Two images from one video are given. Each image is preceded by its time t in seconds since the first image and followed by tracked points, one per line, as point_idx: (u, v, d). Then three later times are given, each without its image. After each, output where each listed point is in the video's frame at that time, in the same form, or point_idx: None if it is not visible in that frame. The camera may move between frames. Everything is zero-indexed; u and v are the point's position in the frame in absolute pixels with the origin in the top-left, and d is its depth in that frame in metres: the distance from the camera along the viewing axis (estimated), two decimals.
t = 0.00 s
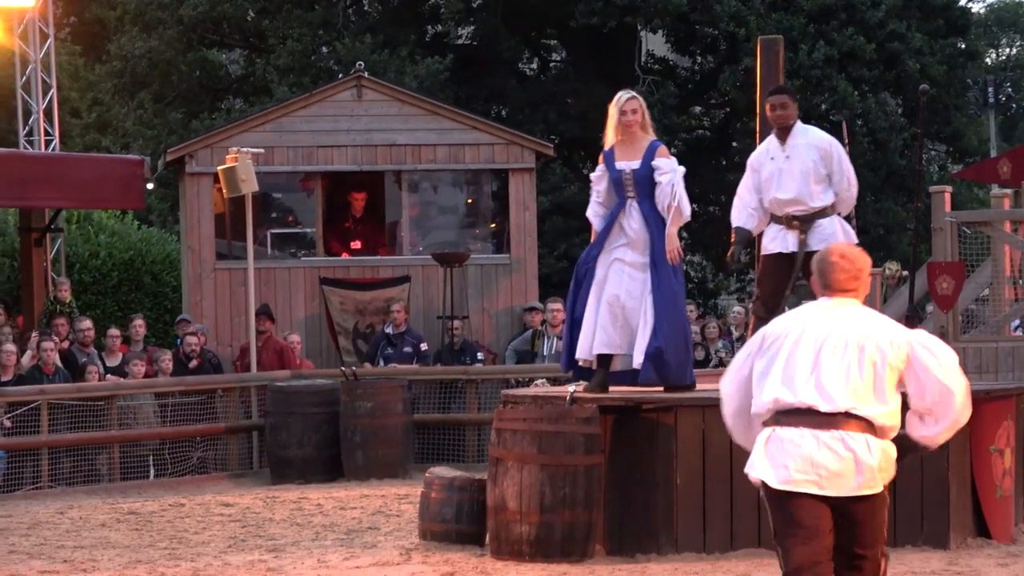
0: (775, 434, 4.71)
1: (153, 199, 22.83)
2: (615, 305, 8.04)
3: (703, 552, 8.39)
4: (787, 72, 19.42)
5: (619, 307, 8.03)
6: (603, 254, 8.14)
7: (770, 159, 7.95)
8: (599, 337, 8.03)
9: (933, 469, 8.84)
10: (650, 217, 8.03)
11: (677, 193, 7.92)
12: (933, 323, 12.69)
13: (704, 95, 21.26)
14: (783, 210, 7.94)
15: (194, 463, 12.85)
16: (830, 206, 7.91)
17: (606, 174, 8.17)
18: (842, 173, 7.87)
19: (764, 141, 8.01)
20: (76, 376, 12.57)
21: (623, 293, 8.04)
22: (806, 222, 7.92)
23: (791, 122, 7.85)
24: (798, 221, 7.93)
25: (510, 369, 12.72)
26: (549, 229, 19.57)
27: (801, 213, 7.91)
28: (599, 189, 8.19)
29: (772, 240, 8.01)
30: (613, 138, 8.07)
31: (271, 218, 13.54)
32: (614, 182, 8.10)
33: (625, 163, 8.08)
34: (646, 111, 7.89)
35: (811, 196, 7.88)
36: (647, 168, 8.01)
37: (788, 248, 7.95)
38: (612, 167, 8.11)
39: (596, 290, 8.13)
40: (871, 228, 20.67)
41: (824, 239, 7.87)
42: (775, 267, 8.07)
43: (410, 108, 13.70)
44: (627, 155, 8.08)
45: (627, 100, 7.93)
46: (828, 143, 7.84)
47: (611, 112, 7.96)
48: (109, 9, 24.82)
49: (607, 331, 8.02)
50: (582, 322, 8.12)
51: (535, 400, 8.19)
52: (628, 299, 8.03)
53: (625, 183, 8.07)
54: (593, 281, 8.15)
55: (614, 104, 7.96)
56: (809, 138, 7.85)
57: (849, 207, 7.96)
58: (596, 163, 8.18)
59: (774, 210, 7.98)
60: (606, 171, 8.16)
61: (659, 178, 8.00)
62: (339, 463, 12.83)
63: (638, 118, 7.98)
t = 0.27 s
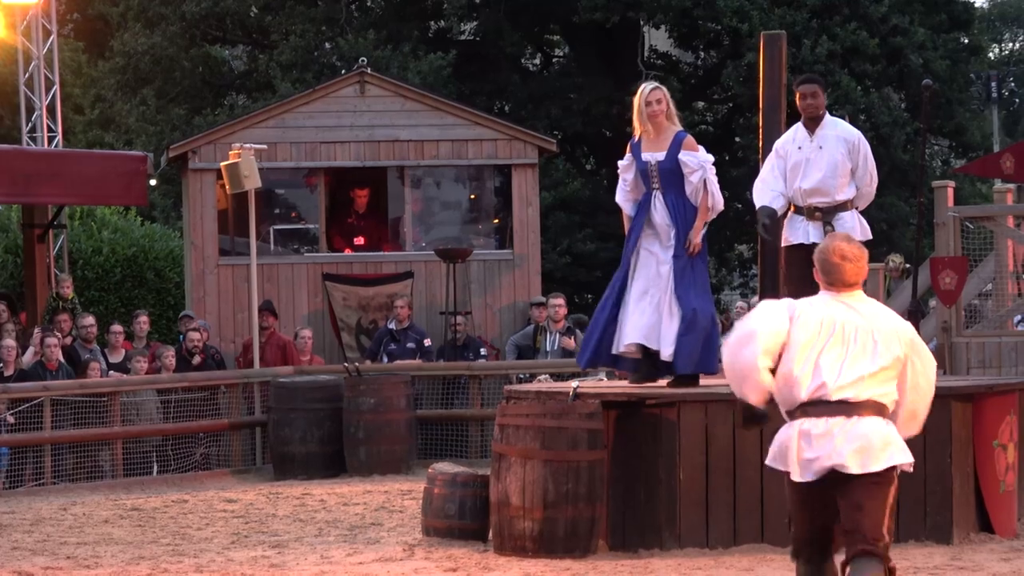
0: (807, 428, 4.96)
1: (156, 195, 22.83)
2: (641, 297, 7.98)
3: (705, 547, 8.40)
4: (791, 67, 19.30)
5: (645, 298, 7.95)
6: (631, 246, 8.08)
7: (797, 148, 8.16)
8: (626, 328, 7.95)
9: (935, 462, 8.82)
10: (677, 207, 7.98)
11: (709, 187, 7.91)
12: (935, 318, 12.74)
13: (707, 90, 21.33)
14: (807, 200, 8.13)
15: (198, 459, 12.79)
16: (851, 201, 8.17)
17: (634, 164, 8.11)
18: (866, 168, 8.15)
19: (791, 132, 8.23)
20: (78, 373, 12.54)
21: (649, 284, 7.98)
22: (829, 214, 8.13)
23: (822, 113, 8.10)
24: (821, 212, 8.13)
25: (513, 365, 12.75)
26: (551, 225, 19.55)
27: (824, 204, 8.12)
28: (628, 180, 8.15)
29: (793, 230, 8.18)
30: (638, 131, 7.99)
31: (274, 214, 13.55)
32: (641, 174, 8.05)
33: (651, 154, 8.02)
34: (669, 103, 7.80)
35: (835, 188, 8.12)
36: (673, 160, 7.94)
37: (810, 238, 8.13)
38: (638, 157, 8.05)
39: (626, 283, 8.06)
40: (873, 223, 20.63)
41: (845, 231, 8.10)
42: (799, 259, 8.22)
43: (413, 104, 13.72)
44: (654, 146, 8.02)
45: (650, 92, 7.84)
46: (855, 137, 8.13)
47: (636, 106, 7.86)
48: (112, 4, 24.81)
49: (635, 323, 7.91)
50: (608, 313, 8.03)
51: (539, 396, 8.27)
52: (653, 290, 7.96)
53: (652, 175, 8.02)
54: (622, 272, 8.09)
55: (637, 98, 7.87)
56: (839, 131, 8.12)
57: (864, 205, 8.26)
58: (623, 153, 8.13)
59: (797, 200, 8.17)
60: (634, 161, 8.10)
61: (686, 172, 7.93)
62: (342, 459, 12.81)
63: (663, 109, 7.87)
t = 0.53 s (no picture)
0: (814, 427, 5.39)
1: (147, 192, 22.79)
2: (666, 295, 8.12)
3: (695, 544, 8.41)
4: (781, 64, 19.27)
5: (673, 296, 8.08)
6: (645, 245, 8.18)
7: (791, 146, 8.17)
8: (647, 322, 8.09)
9: (926, 459, 8.81)
10: (683, 199, 8.10)
11: (712, 180, 8.04)
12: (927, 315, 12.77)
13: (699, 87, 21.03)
14: (801, 197, 8.16)
15: (187, 456, 12.78)
16: (845, 196, 8.18)
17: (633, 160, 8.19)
18: (860, 164, 8.18)
19: (783, 129, 8.24)
20: (68, 370, 12.53)
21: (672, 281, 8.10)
22: (823, 210, 8.17)
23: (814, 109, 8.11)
24: (815, 209, 8.17)
25: (503, 362, 12.75)
26: (541, 223, 19.55)
27: (818, 200, 8.15)
28: (626, 175, 8.22)
29: (790, 228, 8.21)
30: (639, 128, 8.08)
31: (264, 211, 13.50)
32: (644, 170, 8.13)
33: (653, 150, 8.10)
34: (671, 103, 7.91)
35: (829, 185, 8.13)
36: (677, 155, 8.03)
37: (807, 235, 8.17)
38: (639, 153, 8.13)
39: (647, 282, 8.17)
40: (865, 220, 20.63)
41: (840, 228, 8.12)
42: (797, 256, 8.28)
43: (404, 101, 13.70)
44: (655, 142, 8.11)
45: (651, 91, 7.93)
46: (848, 133, 8.13)
47: (638, 108, 7.96)
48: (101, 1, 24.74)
49: (669, 322, 8.06)
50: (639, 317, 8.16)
51: (530, 394, 8.33)
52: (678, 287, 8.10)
53: (655, 171, 8.11)
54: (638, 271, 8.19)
55: (638, 100, 7.96)
56: (831, 127, 8.12)
57: (859, 201, 8.26)
58: (623, 150, 8.20)
59: (792, 198, 8.19)
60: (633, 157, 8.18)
61: (691, 166, 8.03)
62: (333, 456, 12.82)
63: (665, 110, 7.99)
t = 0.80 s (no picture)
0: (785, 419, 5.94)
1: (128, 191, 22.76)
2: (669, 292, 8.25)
3: (677, 543, 8.41)
4: (764, 63, 19.23)
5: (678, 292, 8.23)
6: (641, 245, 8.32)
7: (769, 146, 8.21)
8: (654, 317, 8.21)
9: (906, 456, 8.80)
10: (676, 195, 8.26)
11: (704, 176, 8.23)
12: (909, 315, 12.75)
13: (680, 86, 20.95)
14: (782, 197, 8.21)
15: (169, 454, 12.76)
16: (826, 194, 8.21)
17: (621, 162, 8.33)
18: (840, 162, 8.20)
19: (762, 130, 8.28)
20: (50, 368, 12.52)
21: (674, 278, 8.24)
22: (804, 209, 8.22)
23: (792, 109, 8.14)
24: (796, 208, 8.23)
25: (485, 360, 12.74)
26: (524, 221, 19.56)
27: (798, 199, 8.20)
28: (613, 178, 8.36)
29: (772, 226, 8.28)
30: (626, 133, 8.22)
31: (246, 209, 13.52)
32: (635, 172, 8.27)
33: (643, 151, 8.26)
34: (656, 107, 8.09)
35: (809, 182, 8.17)
36: (668, 154, 8.20)
37: (788, 233, 8.23)
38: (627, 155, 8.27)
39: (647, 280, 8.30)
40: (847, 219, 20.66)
41: (821, 225, 8.17)
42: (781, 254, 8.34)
43: (386, 99, 13.70)
44: (643, 143, 8.26)
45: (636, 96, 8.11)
46: (827, 131, 8.15)
47: (622, 117, 8.13)
48: None
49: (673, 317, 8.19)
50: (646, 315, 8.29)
51: (512, 391, 8.33)
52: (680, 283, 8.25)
53: (646, 171, 8.25)
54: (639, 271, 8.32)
55: (623, 104, 8.13)
56: (808, 125, 8.14)
57: (842, 198, 8.30)
58: (609, 154, 8.34)
59: (772, 197, 8.24)
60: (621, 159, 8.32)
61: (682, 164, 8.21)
62: (315, 455, 12.81)
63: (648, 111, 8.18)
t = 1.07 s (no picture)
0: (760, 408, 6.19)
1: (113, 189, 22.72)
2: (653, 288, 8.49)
3: (661, 542, 8.40)
4: (748, 63, 19.15)
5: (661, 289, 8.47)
6: (629, 239, 8.54)
7: (755, 145, 8.41)
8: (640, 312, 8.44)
9: (888, 456, 8.80)
10: (666, 193, 8.48)
11: (694, 176, 8.46)
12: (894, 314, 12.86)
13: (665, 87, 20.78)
14: (765, 196, 8.39)
15: (153, 454, 12.74)
16: (809, 194, 8.37)
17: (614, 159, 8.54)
18: (825, 162, 8.34)
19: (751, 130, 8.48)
20: (35, 367, 12.51)
21: (659, 274, 8.48)
22: (786, 208, 8.38)
23: (777, 109, 8.32)
24: (778, 207, 8.38)
25: (469, 360, 12.73)
26: (509, 220, 19.56)
27: (781, 198, 8.37)
28: (605, 174, 8.57)
29: (754, 225, 8.47)
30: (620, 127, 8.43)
31: (230, 208, 13.52)
32: (627, 167, 8.48)
33: (635, 148, 8.48)
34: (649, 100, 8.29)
35: (791, 183, 8.33)
36: (661, 151, 8.43)
37: (769, 232, 8.40)
38: (621, 152, 8.49)
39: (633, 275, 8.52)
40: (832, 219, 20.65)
41: (801, 225, 8.34)
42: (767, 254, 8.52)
43: (369, 98, 13.70)
44: (636, 140, 8.49)
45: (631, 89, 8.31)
46: (811, 131, 8.31)
47: (616, 104, 8.33)
48: None
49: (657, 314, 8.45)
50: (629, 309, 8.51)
51: (496, 391, 8.32)
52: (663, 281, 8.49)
53: (638, 167, 8.46)
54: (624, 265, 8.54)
55: (617, 96, 8.33)
56: (793, 125, 8.31)
57: (828, 199, 8.43)
58: (603, 149, 8.56)
59: (756, 196, 8.42)
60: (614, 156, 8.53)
61: (674, 162, 8.44)
62: (298, 454, 12.79)
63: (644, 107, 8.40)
